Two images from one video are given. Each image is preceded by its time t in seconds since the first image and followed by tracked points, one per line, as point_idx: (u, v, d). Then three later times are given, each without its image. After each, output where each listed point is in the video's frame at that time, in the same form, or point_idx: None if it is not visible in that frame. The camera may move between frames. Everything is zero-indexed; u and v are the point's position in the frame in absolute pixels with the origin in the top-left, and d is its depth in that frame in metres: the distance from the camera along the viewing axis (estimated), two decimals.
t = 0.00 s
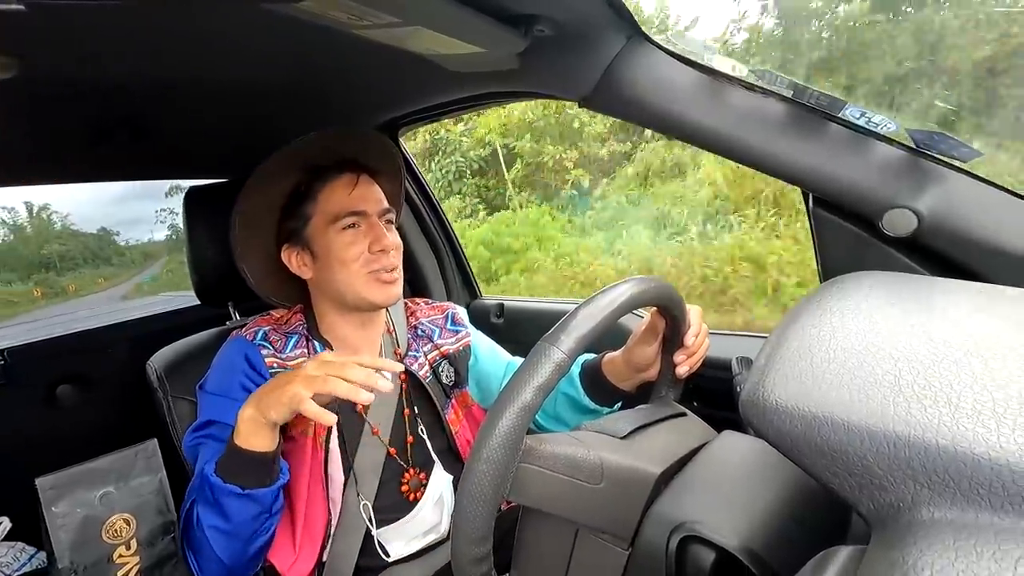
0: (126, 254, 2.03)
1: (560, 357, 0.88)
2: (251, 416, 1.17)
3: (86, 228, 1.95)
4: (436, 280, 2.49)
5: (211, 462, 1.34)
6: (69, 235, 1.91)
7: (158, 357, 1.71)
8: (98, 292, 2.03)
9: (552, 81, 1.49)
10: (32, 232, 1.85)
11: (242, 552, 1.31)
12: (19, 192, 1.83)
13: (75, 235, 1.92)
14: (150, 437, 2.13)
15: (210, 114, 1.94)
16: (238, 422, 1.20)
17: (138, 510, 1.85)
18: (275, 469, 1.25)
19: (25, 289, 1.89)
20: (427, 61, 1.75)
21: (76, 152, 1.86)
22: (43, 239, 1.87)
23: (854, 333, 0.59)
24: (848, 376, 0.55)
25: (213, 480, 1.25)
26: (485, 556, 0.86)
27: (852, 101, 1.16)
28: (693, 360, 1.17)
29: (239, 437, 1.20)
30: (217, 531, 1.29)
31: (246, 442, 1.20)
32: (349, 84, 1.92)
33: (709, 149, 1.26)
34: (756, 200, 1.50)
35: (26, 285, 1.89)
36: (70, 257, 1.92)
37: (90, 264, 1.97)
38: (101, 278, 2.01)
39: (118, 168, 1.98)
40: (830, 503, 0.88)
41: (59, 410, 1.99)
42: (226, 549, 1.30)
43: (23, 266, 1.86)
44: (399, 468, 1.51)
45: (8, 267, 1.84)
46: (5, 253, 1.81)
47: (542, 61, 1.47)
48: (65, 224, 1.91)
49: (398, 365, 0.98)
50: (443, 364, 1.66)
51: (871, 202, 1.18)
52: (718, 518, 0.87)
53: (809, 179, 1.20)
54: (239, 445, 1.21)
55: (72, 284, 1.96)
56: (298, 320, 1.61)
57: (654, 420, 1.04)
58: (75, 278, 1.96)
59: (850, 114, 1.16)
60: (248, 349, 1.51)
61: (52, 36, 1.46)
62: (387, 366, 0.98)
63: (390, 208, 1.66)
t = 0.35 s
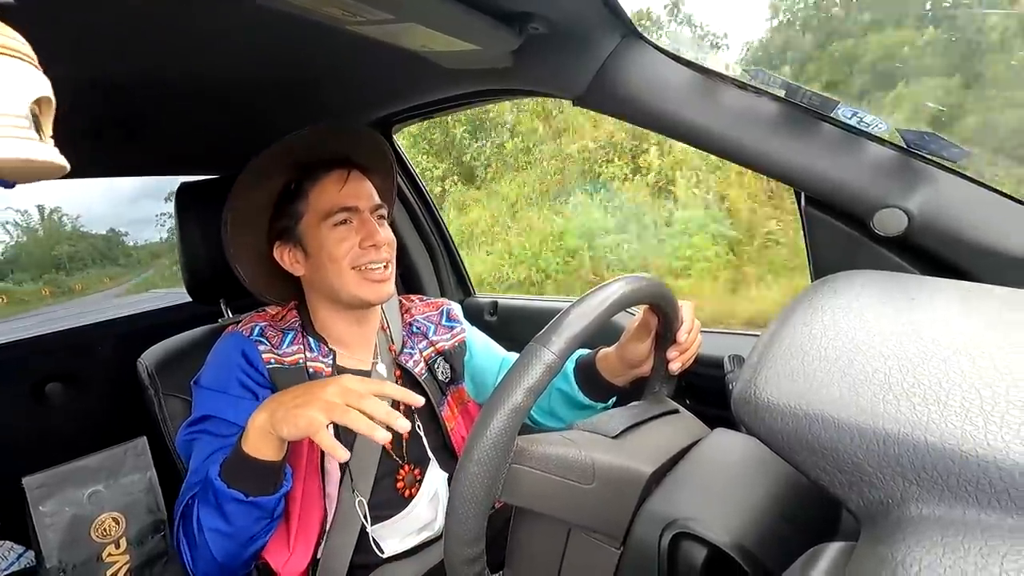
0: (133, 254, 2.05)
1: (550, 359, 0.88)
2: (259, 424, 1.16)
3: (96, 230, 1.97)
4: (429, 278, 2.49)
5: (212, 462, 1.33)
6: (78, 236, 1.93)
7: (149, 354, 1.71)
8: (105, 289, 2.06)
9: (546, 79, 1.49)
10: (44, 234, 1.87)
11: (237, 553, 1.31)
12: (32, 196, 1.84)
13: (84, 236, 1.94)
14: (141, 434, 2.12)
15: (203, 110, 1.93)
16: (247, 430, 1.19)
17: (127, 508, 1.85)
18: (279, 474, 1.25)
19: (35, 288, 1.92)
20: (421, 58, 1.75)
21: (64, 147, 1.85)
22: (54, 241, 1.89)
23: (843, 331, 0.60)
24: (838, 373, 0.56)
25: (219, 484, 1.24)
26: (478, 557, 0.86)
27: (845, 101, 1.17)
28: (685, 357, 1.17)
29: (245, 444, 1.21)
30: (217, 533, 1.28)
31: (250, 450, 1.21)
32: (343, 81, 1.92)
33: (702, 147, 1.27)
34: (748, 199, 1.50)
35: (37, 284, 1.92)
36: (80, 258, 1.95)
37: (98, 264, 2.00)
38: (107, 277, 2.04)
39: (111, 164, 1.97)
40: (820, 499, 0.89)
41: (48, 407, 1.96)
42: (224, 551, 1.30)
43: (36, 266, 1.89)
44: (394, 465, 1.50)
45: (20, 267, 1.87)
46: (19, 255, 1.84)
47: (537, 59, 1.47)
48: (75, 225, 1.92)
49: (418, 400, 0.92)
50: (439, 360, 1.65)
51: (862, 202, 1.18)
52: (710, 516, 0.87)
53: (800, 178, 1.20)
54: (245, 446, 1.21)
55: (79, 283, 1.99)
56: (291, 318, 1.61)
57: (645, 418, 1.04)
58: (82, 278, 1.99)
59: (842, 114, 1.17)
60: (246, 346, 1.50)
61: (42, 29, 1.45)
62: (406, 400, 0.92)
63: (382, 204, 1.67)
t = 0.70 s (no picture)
0: (140, 254, 2.12)
1: (542, 355, 0.89)
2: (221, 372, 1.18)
3: (105, 231, 2.02)
4: (424, 273, 2.49)
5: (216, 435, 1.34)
6: (88, 237, 1.98)
7: (142, 350, 1.71)
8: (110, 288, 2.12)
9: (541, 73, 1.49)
10: (56, 236, 1.91)
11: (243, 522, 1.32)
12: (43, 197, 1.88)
13: (93, 238, 1.99)
14: (134, 429, 2.12)
15: (197, 105, 1.92)
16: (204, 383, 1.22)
17: (121, 505, 1.85)
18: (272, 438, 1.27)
19: (43, 288, 1.97)
20: (415, 52, 1.75)
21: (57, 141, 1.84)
22: (65, 242, 1.94)
23: (837, 325, 0.60)
24: (831, 366, 0.56)
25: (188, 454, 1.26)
26: (473, 553, 0.86)
27: (838, 96, 1.17)
28: (676, 351, 1.18)
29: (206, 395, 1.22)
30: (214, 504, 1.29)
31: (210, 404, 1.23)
32: (337, 75, 1.91)
33: (696, 142, 1.27)
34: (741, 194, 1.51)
35: (45, 283, 1.97)
36: (89, 257, 2.01)
37: (105, 264, 2.07)
38: (112, 276, 2.10)
39: (103, 159, 1.96)
40: (812, 491, 0.90)
41: (40, 403, 1.96)
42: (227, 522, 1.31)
43: (47, 266, 1.94)
44: (397, 456, 1.50)
45: (34, 267, 1.91)
46: (34, 257, 1.89)
47: (532, 53, 1.47)
48: (84, 227, 1.97)
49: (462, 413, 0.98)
50: (446, 355, 1.61)
51: (856, 196, 1.19)
52: (703, 508, 0.88)
53: (793, 172, 1.21)
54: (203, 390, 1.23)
55: (85, 283, 2.05)
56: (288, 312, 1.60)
57: (639, 413, 1.04)
58: (89, 278, 2.05)
59: (835, 109, 1.17)
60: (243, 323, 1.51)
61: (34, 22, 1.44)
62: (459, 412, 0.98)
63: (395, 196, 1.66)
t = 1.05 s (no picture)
0: (145, 254, 2.20)
1: (536, 359, 0.88)
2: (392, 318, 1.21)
3: (113, 231, 2.10)
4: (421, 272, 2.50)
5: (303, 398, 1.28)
6: (96, 238, 2.07)
7: (135, 347, 1.70)
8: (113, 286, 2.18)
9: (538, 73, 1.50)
10: (66, 238, 2.00)
11: (344, 489, 1.21)
12: (55, 200, 1.97)
13: (102, 239, 2.08)
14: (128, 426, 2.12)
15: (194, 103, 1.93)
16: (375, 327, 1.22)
17: (112, 503, 1.86)
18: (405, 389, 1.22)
19: (51, 288, 2.05)
20: (413, 52, 1.75)
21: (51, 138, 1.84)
22: (74, 243, 2.03)
23: (830, 327, 0.60)
24: (824, 368, 0.56)
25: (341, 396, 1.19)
26: (466, 554, 0.86)
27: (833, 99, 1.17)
28: (671, 352, 1.18)
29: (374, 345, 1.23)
30: (330, 463, 1.18)
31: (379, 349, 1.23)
32: (335, 75, 1.92)
33: (692, 144, 1.27)
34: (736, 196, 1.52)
35: (54, 283, 2.05)
36: (96, 257, 2.09)
37: (113, 264, 2.14)
38: (116, 276, 2.16)
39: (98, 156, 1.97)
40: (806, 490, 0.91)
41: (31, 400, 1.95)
42: (332, 484, 1.19)
43: (57, 266, 2.03)
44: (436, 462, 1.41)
45: (44, 267, 2.00)
46: (44, 257, 1.98)
47: (529, 54, 1.47)
48: (93, 229, 2.06)
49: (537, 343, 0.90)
50: (478, 365, 1.61)
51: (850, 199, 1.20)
52: (697, 509, 0.88)
53: (787, 175, 1.22)
54: (359, 343, 1.26)
55: (91, 282, 2.12)
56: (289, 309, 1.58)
57: (631, 416, 1.04)
58: (96, 277, 2.12)
59: (831, 113, 1.18)
60: (317, 306, 1.46)
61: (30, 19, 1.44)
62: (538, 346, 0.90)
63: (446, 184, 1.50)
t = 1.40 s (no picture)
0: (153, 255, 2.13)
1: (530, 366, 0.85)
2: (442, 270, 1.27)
3: (121, 232, 2.05)
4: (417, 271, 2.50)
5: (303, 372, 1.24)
6: (105, 240, 2.03)
7: (129, 347, 1.71)
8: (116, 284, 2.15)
9: (535, 72, 1.50)
10: (76, 239, 1.97)
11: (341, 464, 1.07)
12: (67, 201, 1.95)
13: (110, 240, 2.04)
14: (122, 424, 2.11)
15: (192, 100, 1.93)
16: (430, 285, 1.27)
17: (105, 503, 1.85)
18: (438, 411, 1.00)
19: (59, 287, 2.03)
20: (411, 50, 1.75)
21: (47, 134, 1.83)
22: (83, 244, 2.00)
23: (824, 328, 0.60)
24: (818, 369, 0.57)
25: (376, 360, 1.07)
26: (461, 562, 0.83)
27: (830, 101, 1.17)
28: (668, 344, 1.19)
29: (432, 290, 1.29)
30: (343, 440, 1.05)
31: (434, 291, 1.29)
32: (333, 73, 1.92)
33: (689, 144, 1.27)
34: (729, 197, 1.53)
35: (63, 283, 2.03)
36: (105, 258, 2.06)
37: (120, 264, 2.09)
38: (122, 276, 2.12)
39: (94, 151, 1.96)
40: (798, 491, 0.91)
41: (25, 396, 1.94)
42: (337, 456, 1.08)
43: (67, 267, 2.01)
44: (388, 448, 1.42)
45: (53, 268, 1.98)
46: (53, 257, 1.96)
47: (527, 53, 1.47)
48: (102, 230, 2.01)
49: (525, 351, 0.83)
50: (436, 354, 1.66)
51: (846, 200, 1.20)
52: (691, 509, 0.89)
53: (786, 175, 1.21)
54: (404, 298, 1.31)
55: (98, 281, 2.10)
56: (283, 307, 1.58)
57: (623, 418, 1.04)
58: (103, 277, 2.10)
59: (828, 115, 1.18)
60: (268, 306, 1.48)
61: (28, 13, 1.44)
62: (524, 355, 0.82)
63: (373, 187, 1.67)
